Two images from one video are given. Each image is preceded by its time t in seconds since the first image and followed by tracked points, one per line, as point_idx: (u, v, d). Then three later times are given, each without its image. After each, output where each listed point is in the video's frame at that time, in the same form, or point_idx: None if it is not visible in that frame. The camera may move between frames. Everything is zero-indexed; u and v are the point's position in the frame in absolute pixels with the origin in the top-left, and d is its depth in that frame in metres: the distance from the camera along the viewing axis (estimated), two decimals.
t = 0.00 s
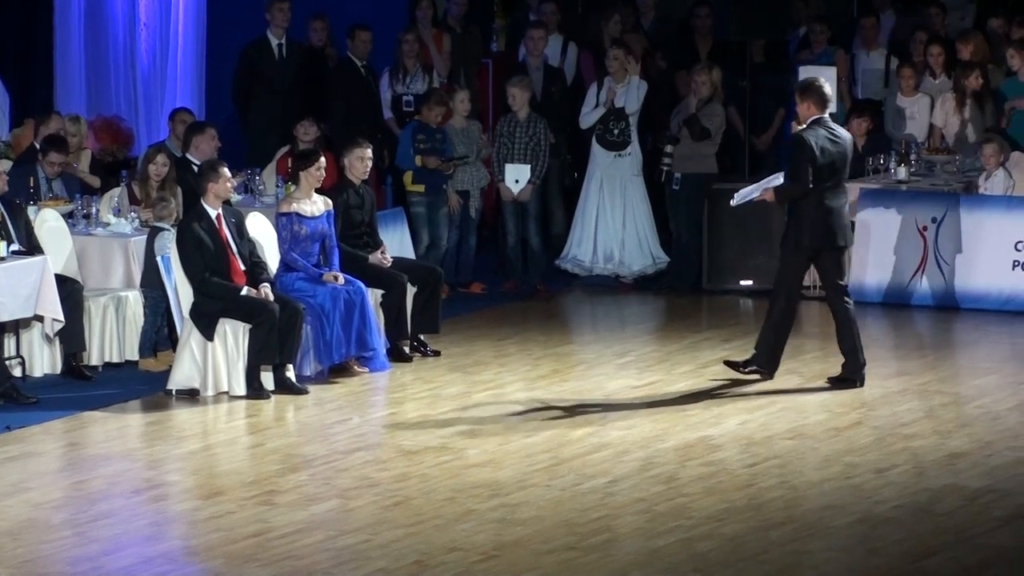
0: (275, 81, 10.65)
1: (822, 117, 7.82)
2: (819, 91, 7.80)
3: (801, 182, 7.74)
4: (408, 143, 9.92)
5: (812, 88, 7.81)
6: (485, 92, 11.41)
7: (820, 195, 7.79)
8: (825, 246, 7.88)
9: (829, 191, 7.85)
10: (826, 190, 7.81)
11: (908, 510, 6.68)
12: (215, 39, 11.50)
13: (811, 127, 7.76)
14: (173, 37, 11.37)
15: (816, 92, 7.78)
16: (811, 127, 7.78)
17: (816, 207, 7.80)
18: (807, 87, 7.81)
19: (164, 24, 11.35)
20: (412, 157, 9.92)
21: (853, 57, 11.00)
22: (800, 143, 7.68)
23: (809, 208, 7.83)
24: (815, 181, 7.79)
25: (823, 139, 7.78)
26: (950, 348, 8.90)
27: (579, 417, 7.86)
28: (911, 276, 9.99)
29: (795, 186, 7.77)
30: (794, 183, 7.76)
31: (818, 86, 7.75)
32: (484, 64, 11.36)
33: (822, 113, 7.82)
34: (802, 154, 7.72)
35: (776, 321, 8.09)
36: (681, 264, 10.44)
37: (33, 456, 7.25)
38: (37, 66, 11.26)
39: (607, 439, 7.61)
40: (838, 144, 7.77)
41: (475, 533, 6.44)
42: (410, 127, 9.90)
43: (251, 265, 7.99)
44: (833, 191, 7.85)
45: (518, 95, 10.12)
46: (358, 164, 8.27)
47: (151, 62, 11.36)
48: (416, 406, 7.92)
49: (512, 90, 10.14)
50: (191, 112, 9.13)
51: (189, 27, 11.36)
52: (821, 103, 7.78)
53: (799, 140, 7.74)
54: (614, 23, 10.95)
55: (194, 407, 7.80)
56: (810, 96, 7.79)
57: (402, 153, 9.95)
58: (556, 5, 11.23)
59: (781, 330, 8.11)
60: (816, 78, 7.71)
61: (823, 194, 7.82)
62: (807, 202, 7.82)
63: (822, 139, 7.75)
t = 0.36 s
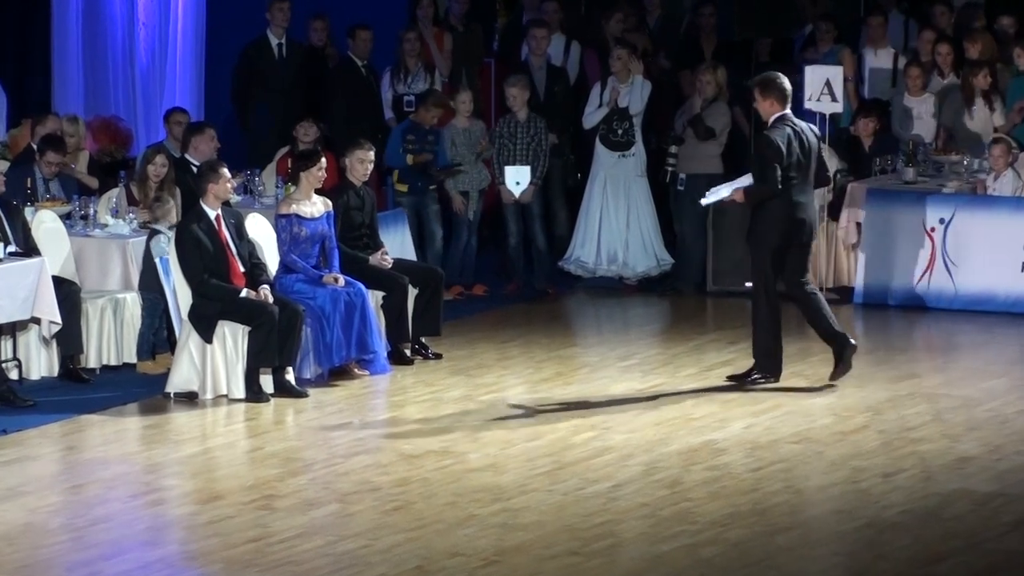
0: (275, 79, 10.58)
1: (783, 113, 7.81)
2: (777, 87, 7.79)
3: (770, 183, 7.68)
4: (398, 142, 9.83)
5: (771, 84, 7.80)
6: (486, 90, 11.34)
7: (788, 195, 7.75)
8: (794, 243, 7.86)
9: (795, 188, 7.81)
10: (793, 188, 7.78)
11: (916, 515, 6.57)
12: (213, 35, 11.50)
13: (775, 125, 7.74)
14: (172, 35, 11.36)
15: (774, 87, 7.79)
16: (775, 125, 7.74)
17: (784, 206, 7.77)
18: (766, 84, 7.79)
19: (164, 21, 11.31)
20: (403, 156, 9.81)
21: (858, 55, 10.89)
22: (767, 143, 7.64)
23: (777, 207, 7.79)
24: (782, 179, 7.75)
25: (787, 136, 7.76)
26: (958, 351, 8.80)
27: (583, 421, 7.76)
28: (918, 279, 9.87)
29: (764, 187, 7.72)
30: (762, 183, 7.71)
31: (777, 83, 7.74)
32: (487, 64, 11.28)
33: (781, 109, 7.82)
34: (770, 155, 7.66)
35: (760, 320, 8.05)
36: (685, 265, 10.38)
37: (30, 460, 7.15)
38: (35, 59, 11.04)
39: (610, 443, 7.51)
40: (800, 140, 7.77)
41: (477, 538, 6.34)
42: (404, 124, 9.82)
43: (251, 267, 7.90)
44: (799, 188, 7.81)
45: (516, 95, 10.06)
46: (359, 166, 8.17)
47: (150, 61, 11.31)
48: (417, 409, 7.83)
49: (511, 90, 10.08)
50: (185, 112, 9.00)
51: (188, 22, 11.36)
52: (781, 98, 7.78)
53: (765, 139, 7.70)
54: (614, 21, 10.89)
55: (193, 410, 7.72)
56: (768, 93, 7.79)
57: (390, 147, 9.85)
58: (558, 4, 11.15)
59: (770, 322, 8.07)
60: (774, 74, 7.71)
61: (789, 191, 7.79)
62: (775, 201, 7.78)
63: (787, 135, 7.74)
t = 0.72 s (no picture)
0: (291, 71, 10.23)
1: (793, 103, 7.67)
2: (790, 76, 7.66)
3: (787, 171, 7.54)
4: (418, 137, 9.57)
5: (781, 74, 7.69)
6: (511, 83, 10.95)
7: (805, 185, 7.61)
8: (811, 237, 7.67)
9: (809, 181, 7.68)
10: (807, 179, 7.64)
11: (962, 526, 6.26)
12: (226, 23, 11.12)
13: (789, 114, 7.64)
14: (183, 23, 10.98)
15: (787, 78, 7.65)
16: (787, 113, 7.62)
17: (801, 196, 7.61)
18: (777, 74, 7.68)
19: (175, 10, 10.95)
20: (426, 154, 9.55)
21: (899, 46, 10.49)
22: (785, 130, 7.54)
23: (794, 199, 7.62)
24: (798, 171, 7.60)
25: (801, 126, 7.66)
26: (1002, 355, 8.48)
27: (612, 427, 7.46)
28: (962, 280, 9.59)
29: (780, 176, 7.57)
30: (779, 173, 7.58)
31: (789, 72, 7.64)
32: (512, 54, 10.91)
33: (792, 99, 7.67)
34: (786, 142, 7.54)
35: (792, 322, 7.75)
36: (716, 266, 10.03)
37: (39, 467, 6.87)
38: (41, 58, 10.99)
39: (640, 450, 7.21)
40: (814, 130, 7.68)
41: (502, 549, 6.04)
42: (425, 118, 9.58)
43: (266, 267, 7.59)
44: (812, 182, 7.70)
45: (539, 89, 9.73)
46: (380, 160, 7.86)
47: (160, 52, 10.99)
48: (441, 415, 7.54)
49: (534, 83, 9.78)
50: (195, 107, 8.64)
51: (200, 8, 10.98)
52: (793, 89, 7.64)
53: (781, 128, 7.59)
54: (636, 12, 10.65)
55: (207, 415, 7.43)
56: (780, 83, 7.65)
57: (411, 144, 9.59)
58: None
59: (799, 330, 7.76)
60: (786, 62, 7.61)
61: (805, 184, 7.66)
62: (791, 194, 7.62)
63: (801, 124, 7.64)
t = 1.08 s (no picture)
0: (358, 63, 9.97)
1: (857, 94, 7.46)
2: (854, 67, 7.45)
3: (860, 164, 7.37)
4: (491, 133, 9.32)
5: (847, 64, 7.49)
6: (587, 77, 10.60)
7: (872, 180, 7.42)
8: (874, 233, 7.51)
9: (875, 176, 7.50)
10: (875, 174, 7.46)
11: None
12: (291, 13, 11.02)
13: (856, 106, 7.44)
14: (248, 14, 10.82)
15: (851, 68, 7.44)
16: (855, 104, 7.43)
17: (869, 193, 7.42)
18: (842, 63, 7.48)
19: None
20: (500, 151, 9.31)
21: (993, 39, 10.13)
22: (857, 124, 7.36)
23: (860, 195, 7.45)
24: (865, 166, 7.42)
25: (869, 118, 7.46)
26: None
27: (694, 434, 7.16)
28: None
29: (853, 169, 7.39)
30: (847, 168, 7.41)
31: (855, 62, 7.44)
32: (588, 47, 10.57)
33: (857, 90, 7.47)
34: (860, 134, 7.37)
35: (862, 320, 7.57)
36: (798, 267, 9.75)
37: (98, 474, 6.59)
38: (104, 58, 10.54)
39: (722, 459, 6.91)
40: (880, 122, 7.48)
41: (580, 561, 5.74)
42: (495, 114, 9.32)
43: (333, 267, 7.31)
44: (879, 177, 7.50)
45: (616, 83, 9.44)
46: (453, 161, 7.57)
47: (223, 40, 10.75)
48: (516, 421, 7.25)
49: (610, 78, 9.47)
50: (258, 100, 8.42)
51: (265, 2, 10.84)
52: (857, 78, 7.44)
53: (851, 121, 7.40)
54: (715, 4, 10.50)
55: (272, 421, 7.15)
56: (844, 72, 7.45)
57: (483, 141, 9.36)
58: None
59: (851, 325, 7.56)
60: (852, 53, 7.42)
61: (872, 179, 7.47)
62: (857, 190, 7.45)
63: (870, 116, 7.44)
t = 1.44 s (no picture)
0: (405, 55, 9.70)
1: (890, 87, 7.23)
2: (882, 59, 7.20)
3: (899, 163, 7.13)
4: (542, 127, 9.28)
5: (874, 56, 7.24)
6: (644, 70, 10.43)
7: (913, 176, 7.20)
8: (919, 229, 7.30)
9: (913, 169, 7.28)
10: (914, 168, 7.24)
11: None
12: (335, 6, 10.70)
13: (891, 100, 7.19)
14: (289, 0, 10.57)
15: (879, 61, 7.19)
16: (891, 98, 7.18)
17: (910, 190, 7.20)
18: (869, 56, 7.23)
19: None
20: (552, 145, 9.28)
21: None
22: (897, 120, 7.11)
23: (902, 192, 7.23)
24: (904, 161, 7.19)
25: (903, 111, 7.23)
26: None
27: (755, 442, 6.87)
28: None
29: (889, 167, 7.16)
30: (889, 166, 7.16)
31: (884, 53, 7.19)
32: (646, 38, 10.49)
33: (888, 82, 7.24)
34: (897, 132, 7.13)
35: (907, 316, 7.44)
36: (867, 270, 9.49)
37: (133, 481, 6.26)
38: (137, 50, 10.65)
39: (782, 467, 6.60)
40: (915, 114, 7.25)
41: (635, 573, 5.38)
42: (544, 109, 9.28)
43: (378, 267, 7.04)
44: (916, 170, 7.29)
45: (673, 76, 9.37)
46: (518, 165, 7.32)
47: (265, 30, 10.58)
48: (568, 429, 6.95)
49: (667, 70, 9.40)
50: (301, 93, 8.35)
51: None
52: (888, 71, 7.20)
53: (888, 117, 7.15)
54: None
55: (314, 428, 6.86)
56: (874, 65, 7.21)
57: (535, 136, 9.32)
58: None
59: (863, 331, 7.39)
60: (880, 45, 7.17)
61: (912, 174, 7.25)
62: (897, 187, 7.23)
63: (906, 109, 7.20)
